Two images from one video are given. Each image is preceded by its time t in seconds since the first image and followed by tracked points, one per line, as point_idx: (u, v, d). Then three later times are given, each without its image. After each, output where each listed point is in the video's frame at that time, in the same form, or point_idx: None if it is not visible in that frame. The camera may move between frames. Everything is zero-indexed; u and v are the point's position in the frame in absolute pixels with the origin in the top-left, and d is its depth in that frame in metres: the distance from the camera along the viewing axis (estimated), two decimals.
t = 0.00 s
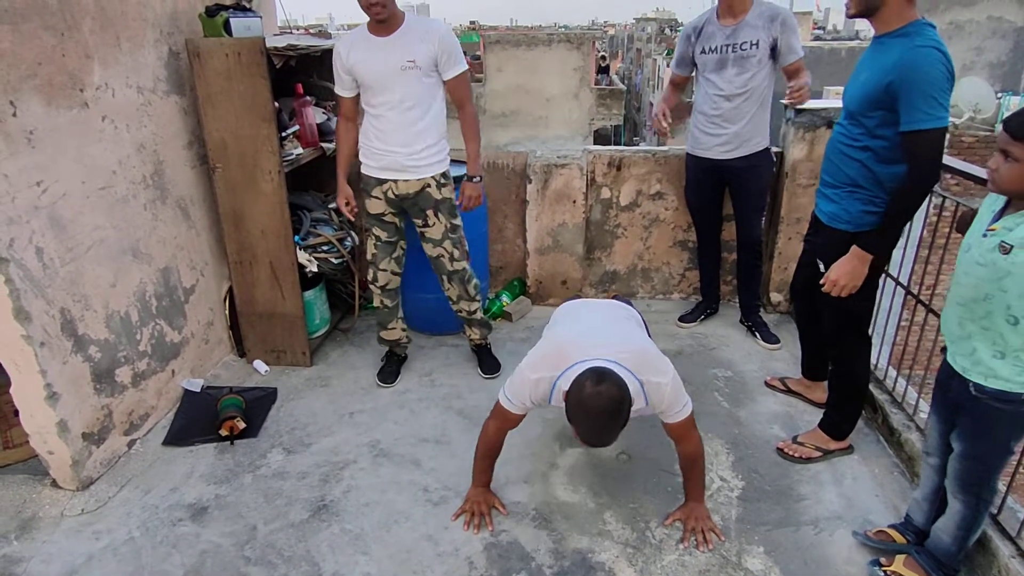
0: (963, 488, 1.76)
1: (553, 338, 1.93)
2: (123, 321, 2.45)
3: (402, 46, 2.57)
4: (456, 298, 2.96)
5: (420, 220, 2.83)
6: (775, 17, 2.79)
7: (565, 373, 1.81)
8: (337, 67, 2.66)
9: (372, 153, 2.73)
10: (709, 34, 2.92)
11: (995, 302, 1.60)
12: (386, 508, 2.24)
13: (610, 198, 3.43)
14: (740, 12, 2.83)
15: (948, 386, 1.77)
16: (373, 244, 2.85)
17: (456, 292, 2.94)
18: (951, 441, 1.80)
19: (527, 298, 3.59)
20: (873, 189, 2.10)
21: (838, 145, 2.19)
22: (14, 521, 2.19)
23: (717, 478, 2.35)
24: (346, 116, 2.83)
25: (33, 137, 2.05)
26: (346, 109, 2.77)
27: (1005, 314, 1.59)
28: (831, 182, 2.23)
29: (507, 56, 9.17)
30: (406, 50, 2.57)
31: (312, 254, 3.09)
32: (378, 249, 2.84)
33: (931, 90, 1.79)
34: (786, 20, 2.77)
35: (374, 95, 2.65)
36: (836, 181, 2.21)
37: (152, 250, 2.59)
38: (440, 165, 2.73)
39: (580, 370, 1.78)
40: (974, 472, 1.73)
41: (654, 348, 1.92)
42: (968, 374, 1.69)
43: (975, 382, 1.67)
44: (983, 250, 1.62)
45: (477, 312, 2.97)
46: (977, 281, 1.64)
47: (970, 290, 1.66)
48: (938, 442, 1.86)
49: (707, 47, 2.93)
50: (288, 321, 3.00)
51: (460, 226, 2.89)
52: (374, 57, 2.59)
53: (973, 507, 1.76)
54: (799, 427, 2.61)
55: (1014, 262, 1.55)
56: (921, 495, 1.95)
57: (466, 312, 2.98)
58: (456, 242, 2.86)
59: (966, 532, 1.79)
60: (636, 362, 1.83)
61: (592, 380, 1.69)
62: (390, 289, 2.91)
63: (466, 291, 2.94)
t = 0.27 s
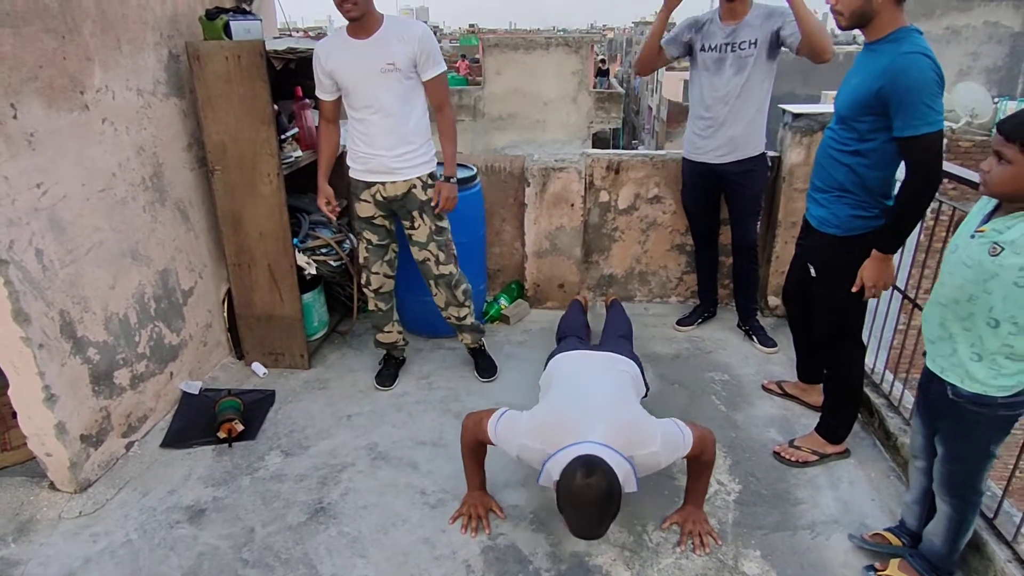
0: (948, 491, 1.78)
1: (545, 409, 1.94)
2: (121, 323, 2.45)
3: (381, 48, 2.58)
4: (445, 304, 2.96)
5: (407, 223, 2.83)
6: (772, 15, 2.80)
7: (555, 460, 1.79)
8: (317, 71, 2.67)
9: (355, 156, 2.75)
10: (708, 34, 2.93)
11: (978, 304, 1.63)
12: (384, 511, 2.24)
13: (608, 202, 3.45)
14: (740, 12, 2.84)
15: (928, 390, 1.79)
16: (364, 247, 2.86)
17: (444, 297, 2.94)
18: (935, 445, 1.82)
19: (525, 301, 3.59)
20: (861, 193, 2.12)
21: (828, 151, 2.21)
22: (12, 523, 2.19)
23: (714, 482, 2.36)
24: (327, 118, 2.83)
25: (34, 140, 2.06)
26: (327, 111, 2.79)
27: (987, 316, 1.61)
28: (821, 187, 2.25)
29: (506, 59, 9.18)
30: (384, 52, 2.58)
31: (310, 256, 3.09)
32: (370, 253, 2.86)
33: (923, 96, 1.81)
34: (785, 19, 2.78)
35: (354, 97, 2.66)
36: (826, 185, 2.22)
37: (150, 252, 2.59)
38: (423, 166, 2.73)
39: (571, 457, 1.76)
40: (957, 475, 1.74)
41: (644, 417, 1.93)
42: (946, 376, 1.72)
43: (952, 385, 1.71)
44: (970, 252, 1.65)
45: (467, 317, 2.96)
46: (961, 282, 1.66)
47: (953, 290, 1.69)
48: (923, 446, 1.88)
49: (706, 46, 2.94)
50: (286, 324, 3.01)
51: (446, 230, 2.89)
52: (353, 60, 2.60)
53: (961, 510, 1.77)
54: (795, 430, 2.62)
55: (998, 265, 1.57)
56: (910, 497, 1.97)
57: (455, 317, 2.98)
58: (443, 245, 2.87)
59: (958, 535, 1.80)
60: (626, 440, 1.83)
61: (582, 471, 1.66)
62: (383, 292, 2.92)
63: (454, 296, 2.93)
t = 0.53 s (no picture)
0: (936, 494, 1.78)
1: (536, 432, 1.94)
2: (118, 327, 2.45)
3: (376, 50, 2.59)
4: (445, 304, 2.97)
5: (409, 222, 2.85)
6: (767, 17, 2.82)
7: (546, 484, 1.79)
8: (308, 75, 2.64)
9: (353, 159, 2.73)
10: (704, 36, 2.93)
11: (956, 309, 1.65)
12: (380, 514, 2.24)
13: (605, 205, 3.45)
14: (737, 15, 2.85)
15: (911, 393, 1.80)
16: (364, 250, 2.86)
17: (447, 296, 2.95)
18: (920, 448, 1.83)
19: (522, 304, 3.60)
20: (853, 197, 2.13)
21: (817, 156, 2.22)
22: (7, 527, 2.18)
23: (711, 485, 2.36)
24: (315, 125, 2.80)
25: (30, 143, 2.05)
26: (316, 116, 2.75)
27: (965, 321, 1.63)
28: (810, 190, 2.26)
29: (504, 63, 9.20)
30: (380, 54, 2.59)
31: (308, 260, 3.09)
32: (370, 255, 2.86)
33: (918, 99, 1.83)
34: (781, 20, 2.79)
35: (349, 100, 2.65)
36: (816, 190, 2.23)
37: (147, 255, 2.59)
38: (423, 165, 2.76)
39: (562, 481, 1.76)
40: (942, 478, 1.75)
41: (636, 438, 1.93)
42: (926, 379, 1.74)
43: (932, 388, 1.72)
44: (949, 257, 1.67)
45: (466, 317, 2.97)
46: (940, 287, 1.68)
47: (932, 295, 1.71)
48: (910, 449, 1.89)
49: (702, 48, 2.94)
50: (283, 327, 3.00)
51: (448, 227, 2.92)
52: (348, 62, 2.59)
53: (949, 513, 1.77)
54: (792, 434, 2.62)
55: (976, 271, 1.59)
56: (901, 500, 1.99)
57: (453, 318, 2.98)
58: (445, 243, 2.89)
59: (948, 538, 1.80)
60: (618, 464, 1.83)
61: (573, 498, 1.67)
62: (384, 294, 2.92)
63: (455, 295, 2.95)
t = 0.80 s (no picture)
0: (932, 497, 1.78)
1: (529, 382, 1.84)
2: (115, 330, 2.44)
3: (390, 54, 2.63)
4: (445, 304, 2.99)
5: (413, 225, 2.86)
6: (763, 20, 2.83)
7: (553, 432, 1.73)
8: (317, 76, 2.63)
9: (362, 161, 2.73)
10: (702, 40, 2.93)
11: (941, 312, 1.67)
12: (378, 517, 2.23)
13: (604, 208, 3.45)
14: (734, 19, 2.86)
15: (906, 396, 1.80)
16: (368, 253, 2.85)
17: (447, 296, 2.96)
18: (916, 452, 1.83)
19: (521, 307, 3.59)
20: (848, 198, 2.14)
21: (812, 158, 2.23)
22: (3, 530, 2.17)
23: (710, 488, 2.36)
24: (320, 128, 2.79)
25: (28, 145, 2.05)
26: (322, 118, 2.74)
27: (950, 323, 1.66)
28: (805, 193, 2.27)
29: (503, 66, 9.20)
30: (394, 58, 2.63)
31: (306, 262, 3.07)
32: (375, 257, 2.85)
33: (908, 98, 1.83)
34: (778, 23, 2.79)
35: (360, 102, 2.67)
36: (811, 191, 2.24)
37: (145, 258, 2.58)
38: (431, 170, 2.79)
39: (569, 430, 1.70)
40: (938, 481, 1.75)
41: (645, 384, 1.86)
42: (919, 383, 1.74)
43: (926, 391, 1.72)
44: (931, 260, 1.69)
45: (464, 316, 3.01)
46: (923, 291, 1.71)
47: (917, 298, 1.73)
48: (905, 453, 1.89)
49: (699, 52, 2.94)
50: (281, 330, 3.00)
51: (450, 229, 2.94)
52: (360, 65, 2.61)
53: (946, 516, 1.77)
54: (791, 436, 2.62)
55: (957, 275, 1.62)
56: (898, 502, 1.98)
57: (452, 317, 3.02)
58: (447, 245, 2.91)
59: (946, 540, 1.80)
60: (624, 413, 1.77)
61: (581, 448, 1.60)
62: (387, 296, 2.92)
63: (455, 296, 2.97)
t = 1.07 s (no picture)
0: (931, 497, 1.78)
1: (531, 296, 1.79)
2: (116, 331, 2.45)
3: (418, 57, 2.68)
4: (441, 301, 3.05)
5: (422, 227, 2.91)
6: (759, 20, 2.84)
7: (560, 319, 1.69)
8: (344, 70, 2.67)
9: (379, 159, 2.77)
10: (700, 42, 2.93)
11: (943, 317, 1.70)
12: (378, 519, 2.24)
13: (604, 210, 3.46)
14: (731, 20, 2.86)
15: (907, 395, 1.81)
16: (377, 251, 2.88)
17: (444, 295, 3.03)
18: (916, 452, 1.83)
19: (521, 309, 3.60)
20: (838, 202, 2.16)
21: (806, 163, 2.25)
22: (3, 532, 2.17)
23: (709, 489, 2.36)
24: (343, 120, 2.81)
25: (29, 148, 2.06)
26: (344, 113, 2.77)
27: (952, 329, 1.68)
28: (800, 196, 2.30)
29: (503, 68, 9.22)
30: (422, 61, 2.68)
31: (306, 264, 3.07)
32: (383, 257, 2.88)
33: (888, 100, 1.84)
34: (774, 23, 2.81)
35: (384, 100, 2.71)
36: (805, 195, 2.27)
37: (145, 260, 2.59)
38: (446, 175, 2.83)
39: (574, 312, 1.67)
40: (937, 481, 1.75)
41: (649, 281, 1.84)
42: (925, 383, 1.74)
43: (930, 392, 1.72)
44: (936, 266, 1.73)
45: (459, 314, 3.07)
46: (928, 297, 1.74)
47: (925, 303, 1.76)
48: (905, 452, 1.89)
49: (698, 54, 2.94)
50: (281, 332, 3.00)
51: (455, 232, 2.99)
52: (388, 64, 2.66)
53: (945, 516, 1.77)
54: (791, 438, 2.63)
55: (956, 282, 1.65)
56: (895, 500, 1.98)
57: (448, 315, 3.07)
58: (452, 247, 2.96)
59: (945, 540, 1.80)
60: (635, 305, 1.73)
61: (593, 306, 1.61)
62: (392, 296, 2.93)
63: (453, 294, 3.03)
